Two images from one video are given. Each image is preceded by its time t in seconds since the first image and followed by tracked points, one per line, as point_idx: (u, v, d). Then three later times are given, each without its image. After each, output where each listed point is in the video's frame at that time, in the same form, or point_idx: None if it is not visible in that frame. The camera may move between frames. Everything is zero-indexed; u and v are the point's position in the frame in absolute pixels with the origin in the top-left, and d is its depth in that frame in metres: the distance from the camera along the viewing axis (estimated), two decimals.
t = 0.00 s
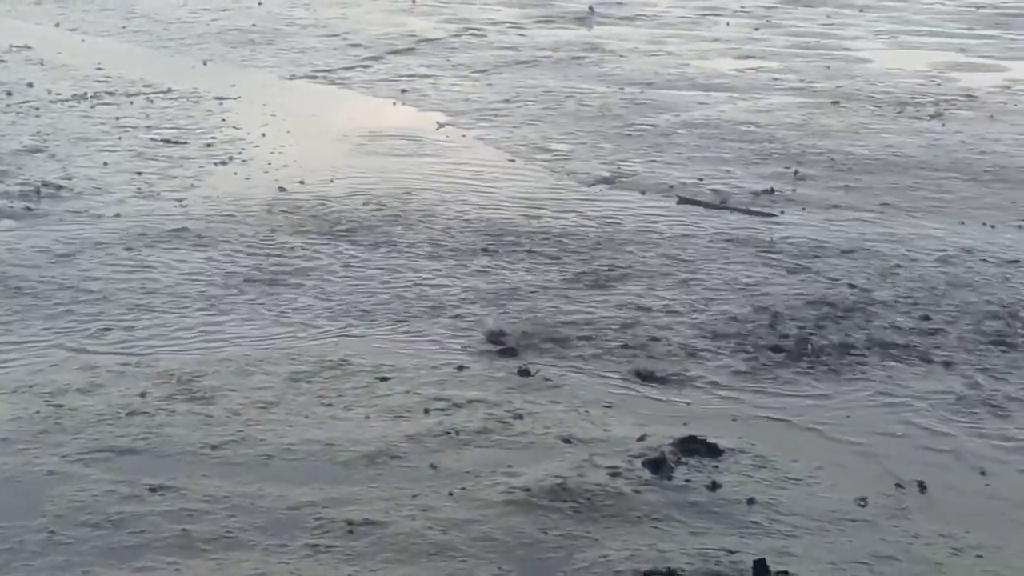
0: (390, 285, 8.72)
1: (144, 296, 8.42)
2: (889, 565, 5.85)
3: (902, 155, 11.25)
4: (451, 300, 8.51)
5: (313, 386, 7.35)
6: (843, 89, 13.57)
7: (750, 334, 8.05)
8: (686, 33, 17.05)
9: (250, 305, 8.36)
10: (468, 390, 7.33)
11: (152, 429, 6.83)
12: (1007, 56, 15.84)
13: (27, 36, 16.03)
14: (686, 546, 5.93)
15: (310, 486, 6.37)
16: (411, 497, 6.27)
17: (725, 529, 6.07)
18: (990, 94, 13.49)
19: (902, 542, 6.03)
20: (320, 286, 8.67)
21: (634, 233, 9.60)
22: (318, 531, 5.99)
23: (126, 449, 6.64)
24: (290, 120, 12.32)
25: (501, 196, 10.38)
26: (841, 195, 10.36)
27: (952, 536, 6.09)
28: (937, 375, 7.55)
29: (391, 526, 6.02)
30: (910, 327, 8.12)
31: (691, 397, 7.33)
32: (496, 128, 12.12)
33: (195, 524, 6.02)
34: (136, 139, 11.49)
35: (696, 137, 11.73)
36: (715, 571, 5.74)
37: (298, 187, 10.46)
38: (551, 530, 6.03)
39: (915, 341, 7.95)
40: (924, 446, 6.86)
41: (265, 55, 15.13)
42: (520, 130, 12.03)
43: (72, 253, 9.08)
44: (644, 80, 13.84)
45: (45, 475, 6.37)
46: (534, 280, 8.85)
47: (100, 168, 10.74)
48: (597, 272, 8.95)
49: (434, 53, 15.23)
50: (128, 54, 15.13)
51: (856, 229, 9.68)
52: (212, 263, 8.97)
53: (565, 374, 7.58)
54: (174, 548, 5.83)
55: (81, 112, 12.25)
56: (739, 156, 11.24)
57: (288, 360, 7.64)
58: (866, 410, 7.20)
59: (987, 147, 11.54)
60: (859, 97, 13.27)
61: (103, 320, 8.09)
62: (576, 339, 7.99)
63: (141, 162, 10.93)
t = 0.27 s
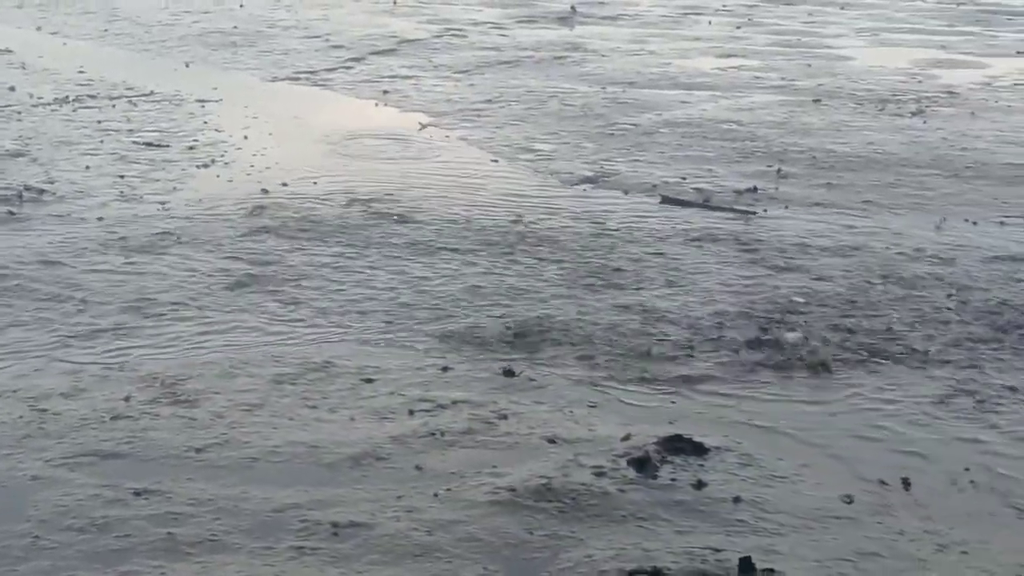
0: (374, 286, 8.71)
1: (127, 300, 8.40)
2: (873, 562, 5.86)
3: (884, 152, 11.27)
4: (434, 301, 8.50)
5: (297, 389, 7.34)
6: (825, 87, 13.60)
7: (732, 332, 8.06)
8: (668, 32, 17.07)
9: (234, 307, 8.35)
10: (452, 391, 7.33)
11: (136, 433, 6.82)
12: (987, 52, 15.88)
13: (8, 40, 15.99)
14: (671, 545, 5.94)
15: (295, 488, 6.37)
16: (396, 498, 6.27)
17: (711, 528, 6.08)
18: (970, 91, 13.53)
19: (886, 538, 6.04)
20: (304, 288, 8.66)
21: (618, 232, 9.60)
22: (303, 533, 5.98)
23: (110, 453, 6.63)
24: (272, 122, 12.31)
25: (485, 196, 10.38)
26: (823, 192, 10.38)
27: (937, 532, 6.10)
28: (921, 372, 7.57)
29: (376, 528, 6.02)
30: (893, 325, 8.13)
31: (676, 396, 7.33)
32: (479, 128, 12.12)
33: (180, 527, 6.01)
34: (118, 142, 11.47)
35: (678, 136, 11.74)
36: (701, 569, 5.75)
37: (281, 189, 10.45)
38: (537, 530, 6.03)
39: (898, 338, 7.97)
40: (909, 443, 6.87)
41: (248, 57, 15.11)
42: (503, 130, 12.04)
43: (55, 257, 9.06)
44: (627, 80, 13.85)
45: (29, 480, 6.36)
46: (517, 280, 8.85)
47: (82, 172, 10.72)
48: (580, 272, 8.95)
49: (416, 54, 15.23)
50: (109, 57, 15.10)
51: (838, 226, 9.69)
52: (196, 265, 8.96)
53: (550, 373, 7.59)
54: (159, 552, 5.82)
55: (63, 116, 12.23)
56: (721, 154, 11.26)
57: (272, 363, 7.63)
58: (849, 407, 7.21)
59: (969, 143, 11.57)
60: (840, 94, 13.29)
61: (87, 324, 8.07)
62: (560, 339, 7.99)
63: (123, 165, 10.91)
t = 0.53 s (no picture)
0: (342, 288, 8.70)
1: (95, 304, 8.37)
2: (843, 558, 5.88)
3: (849, 149, 11.31)
4: (403, 301, 8.50)
5: (266, 391, 7.33)
6: (790, 85, 13.64)
7: (700, 330, 8.07)
8: (633, 31, 17.09)
9: (202, 310, 8.33)
10: (421, 392, 7.32)
11: (104, 438, 6.79)
12: (951, 48, 15.95)
13: None
14: (642, 543, 5.94)
15: (265, 491, 6.35)
16: (366, 500, 6.27)
17: (681, 525, 6.09)
18: (935, 87, 13.59)
19: (856, 534, 6.06)
20: (273, 290, 8.64)
21: (586, 231, 9.61)
22: (273, 536, 5.97)
23: (78, 458, 6.61)
24: (239, 124, 12.28)
25: (453, 196, 10.38)
26: (789, 190, 10.41)
27: (906, 526, 6.13)
28: (889, 367, 7.59)
29: (346, 530, 6.01)
30: (860, 321, 8.16)
31: (645, 394, 7.34)
32: (446, 128, 12.11)
33: (149, 532, 5.99)
34: (84, 146, 11.43)
35: (645, 135, 11.76)
36: (671, 567, 5.76)
37: (248, 191, 10.43)
38: (507, 530, 6.03)
39: (866, 333, 8.00)
40: (877, 438, 6.90)
41: (213, 59, 15.07)
42: (470, 130, 12.04)
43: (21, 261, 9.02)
44: (593, 79, 13.86)
45: None
46: (485, 280, 8.85)
47: (48, 176, 10.67)
48: (549, 272, 8.96)
49: (382, 55, 15.22)
50: (74, 60, 15.05)
51: (805, 223, 9.72)
52: (163, 268, 8.93)
53: (519, 373, 7.59)
54: (128, 557, 5.81)
55: (28, 120, 12.17)
56: (688, 152, 11.28)
57: (241, 365, 7.62)
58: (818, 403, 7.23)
59: (933, 139, 11.62)
60: (806, 92, 13.33)
61: (54, 328, 8.04)
62: (530, 339, 8.00)
63: (89, 169, 10.87)
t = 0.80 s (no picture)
0: (299, 288, 8.68)
1: (49, 306, 8.33)
2: (799, 554, 5.90)
3: (805, 147, 11.35)
4: (360, 302, 8.48)
5: (222, 393, 7.30)
6: (746, 83, 13.68)
7: (657, 329, 8.09)
8: (589, 30, 17.11)
9: (157, 311, 8.29)
10: (379, 392, 7.31)
11: (59, 441, 6.76)
12: (905, 46, 16.03)
13: None
14: (600, 542, 5.95)
15: (221, 493, 6.33)
16: (324, 501, 6.25)
17: (638, 523, 6.10)
18: (889, 85, 13.65)
19: (812, 530, 6.09)
20: (228, 291, 8.62)
21: (542, 230, 9.62)
22: (230, 538, 5.95)
23: (33, 461, 6.57)
24: (194, 125, 12.24)
25: (409, 196, 10.37)
26: (745, 188, 10.44)
27: (862, 522, 6.16)
28: (845, 364, 7.63)
29: (304, 531, 6.00)
30: (816, 318, 8.19)
31: (602, 393, 7.35)
32: (402, 128, 12.10)
33: (105, 535, 5.96)
34: (37, 147, 11.36)
35: (601, 134, 11.77)
36: (629, 565, 5.77)
37: (203, 192, 10.39)
38: (465, 530, 6.03)
39: (821, 330, 8.03)
40: (832, 434, 6.93)
41: (168, 60, 15.01)
42: (426, 130, 12.03)
43: None
44: (549, 78, 13.87)
45: None
46: (442, 279, 8.84)
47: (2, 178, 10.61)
48: (506, 271, 8.96)
49: (338, 55, 15.19)
50: (28, 61, 14.96)
51: (760, 221, 9.75)
52: (118, 270, 8.89)
53: (476, 372, 7.59)
54: (84, 560, 5.78)
55: None
56: (644, 151, 11.30)
57: (197, 367, 7.59)
58: (774, 400, 7.26)
59: (888, 137, 11.68)
60: (761, 90, 13.37)
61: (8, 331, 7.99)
62: (487, 338, 8.00)
63: (42, 170, 10.81)
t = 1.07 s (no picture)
0: (260, 288, 8.66)
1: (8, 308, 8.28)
2: (760, 552, 5.93)
3: (764, 146, 11.39)
4: (321, 302, 8.47)
5: (183, 394, 7.27)
6: (706, 83, 13.72)
7: (618, 329, 8.09)
8: (550, 29, 17.11)
9: (117, 312, 8.26)
10: (340, 393, 7.30)
11: (19, 443, 6.72)
12: (864, 46, 16.10)
13: None
14: (562, 541, 5.96)
15: (182, 494, 6.31)
16: (286, 502, 6.24)
17: (601, 522, 6.11)
18: (848, 84, 13.71)
19: (774, 528, 6.11)
20: (189, 292, 8.58)
21: (504, 230, 9.62)
22: (191, 540, 5.93)
23: None
24: (153, 125, 12.19)
25: (370, 195, 10.35)
26: (706, 187, 10.47)
27: (823, 520, 6.18)
28: (806, 363, 7.66)
29: (265, 533, 5.98)
30: (776, 317, 8.21)
31: (565, 392, 7.36)
32: (363, 128, 12.08)
33: (65, 538, 5.93)
34: None
35: (562, 133, 11.78)
36: (591, 564, 5.77)
37: (164, 192, 10.35)
38: (428, 530, 6.02)
39: (782, 330, 8.05)
40: (793, 432, 6.96)
41: (127, 60, 14.94)
42: (387, 129, 12.01)
43: None
44: (510, 78, 13.87)
45: None
46: (404, 279, 8.83)
47: None
48: (467, 271, 8.96)
49: (299, 55, 15.14)
50: None
51: (721, 220, 9.78)
52: (77, 271, 8.85)
53: (438, 372, 7.58)
54: (45, 563, 5.75)
55: None
56: (604, 150, 11.32)
57: (157, 368, 7.56)
58: (735, 399, 7.27)
59: (847, 136, 11.73)
60: (721, 90, 13.41)
61: None
62: (449, 338, 7.99)
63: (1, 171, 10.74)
